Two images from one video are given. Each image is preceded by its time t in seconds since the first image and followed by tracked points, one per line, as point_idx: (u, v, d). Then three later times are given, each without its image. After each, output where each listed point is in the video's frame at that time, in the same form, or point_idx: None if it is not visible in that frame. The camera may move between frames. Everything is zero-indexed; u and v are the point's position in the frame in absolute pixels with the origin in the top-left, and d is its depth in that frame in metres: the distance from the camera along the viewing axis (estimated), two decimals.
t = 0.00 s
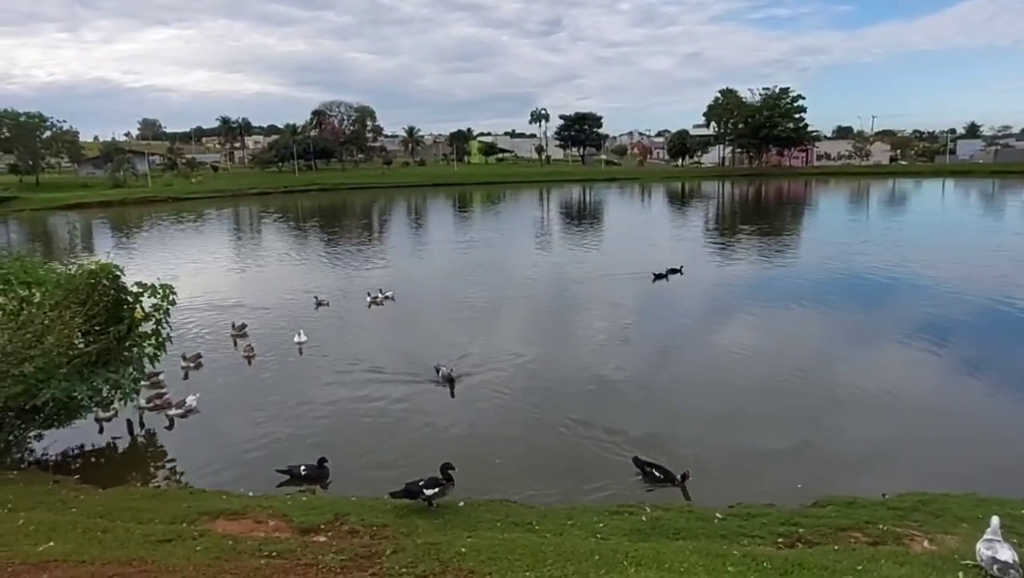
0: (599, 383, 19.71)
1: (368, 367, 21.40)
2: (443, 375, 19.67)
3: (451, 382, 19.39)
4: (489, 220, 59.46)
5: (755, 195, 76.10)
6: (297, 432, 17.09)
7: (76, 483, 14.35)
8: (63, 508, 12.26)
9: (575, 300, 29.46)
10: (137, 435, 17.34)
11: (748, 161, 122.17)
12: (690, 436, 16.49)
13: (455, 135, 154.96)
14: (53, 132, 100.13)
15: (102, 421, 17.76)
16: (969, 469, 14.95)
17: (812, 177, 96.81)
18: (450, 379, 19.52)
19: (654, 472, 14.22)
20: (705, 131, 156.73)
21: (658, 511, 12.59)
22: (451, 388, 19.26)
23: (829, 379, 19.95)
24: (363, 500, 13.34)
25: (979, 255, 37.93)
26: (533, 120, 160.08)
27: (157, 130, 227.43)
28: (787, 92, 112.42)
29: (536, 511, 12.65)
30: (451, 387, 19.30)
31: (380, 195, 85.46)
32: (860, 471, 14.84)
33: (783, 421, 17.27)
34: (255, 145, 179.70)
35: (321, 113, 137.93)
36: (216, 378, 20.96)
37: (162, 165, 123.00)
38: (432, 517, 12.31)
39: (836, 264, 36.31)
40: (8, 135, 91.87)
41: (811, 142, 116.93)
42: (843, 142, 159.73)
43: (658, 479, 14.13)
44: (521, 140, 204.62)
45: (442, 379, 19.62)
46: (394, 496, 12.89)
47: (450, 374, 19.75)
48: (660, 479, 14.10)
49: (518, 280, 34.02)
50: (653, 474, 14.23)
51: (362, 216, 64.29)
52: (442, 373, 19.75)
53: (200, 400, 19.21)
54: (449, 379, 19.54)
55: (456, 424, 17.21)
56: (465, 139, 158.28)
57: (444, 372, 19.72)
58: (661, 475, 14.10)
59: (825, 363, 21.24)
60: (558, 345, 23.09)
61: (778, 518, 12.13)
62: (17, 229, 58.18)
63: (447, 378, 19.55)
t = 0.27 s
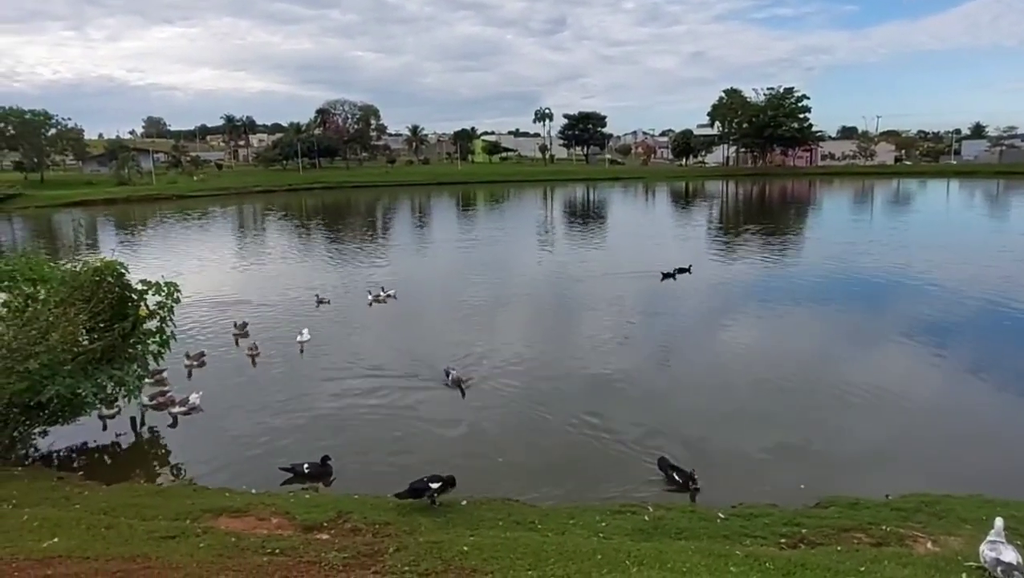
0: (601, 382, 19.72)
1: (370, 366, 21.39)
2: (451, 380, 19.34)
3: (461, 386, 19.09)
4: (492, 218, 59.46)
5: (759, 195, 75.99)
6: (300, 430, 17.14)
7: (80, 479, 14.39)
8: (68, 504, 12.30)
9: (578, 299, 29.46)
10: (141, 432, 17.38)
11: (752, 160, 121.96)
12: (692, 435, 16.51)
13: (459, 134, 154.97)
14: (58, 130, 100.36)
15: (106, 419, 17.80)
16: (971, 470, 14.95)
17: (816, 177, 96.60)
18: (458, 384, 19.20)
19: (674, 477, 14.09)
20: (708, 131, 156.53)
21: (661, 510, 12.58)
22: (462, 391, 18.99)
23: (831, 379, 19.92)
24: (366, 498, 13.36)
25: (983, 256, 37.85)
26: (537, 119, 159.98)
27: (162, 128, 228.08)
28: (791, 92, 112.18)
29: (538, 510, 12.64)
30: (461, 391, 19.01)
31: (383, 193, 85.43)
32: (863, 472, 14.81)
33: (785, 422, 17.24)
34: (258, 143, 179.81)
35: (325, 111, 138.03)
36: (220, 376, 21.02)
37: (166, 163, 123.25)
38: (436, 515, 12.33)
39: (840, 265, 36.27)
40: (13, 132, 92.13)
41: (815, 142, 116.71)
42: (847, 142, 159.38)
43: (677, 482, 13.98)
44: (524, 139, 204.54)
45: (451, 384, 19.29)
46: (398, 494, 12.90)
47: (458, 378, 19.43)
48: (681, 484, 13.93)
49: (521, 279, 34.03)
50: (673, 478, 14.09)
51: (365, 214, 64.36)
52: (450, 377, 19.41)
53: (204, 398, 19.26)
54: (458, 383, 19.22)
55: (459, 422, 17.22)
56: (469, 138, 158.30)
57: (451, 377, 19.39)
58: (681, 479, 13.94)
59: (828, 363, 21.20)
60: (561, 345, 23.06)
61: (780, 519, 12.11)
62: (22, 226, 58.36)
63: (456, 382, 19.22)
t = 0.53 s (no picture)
0: (604, 382, 19.72)
1: (372, 364, 21.38)
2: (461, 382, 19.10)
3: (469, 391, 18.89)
4: (495, 218, 59.46)
5: (763, 196, 75.93)
6: (303, 428, 17.17)
7: (84, 476, 14.42)
8: (71, 500, 12.34)
9: (581, 299, 29.46)
10: (144, 429, 17.41)
11: (756, 161, 121.75)
12: (695, 435, 16.50)
13: (462, 133, 155.00)
14: (63, 127, 100.57)
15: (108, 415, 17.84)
16: (975, 473, 14.90)
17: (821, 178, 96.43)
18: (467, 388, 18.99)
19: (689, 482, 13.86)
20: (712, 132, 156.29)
21: (663, 511, 12.58)
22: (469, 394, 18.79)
23: (835, 380, 19.89)
24: (368, 496, 13.39)
25: (988, 258, 37.73)
26: (541, 119, 159.85)
27: (166, 125, 228.55)
28: (796, 92, 111.93)
29: (541, 509, 12.63)
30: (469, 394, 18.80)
31: (387, 192, 85.38)
32: (866, 473, 14.79)
33: (788, 423, 17.23)
34: (263, 141, 180.00)
35: (329, 110, 138.11)
36: (223, 373, 21.06)
37: (171, 160, 123.45)
38: (438, 513, 12.34)
39: (843, 266, 36.20)
40: (18, 129, 92.41)
41: (820, 143, 116.43)
42: (852, 143, 158.93)
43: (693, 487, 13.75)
44: (528, 138, 204.42)
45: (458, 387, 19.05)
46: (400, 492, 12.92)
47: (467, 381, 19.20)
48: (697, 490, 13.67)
49: (524, 278, 34.05)
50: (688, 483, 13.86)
51: (369, 213, 64.33)
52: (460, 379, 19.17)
53: (207, 395, 19.30)
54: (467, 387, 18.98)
55: (462, 421, 17.23)
56: (473, 137, 158.34)
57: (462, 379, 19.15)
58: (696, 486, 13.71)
59: (832, 365, 21.17)
60: (563, 345, 23.04)
61: (783, 520, 12.11)
62: (27, 222, 58.52)
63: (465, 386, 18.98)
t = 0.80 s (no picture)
0: (606, 382, 19.72)
1: (375, 363, 21.36)
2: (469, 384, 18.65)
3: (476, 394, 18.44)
4: (498, 216, 59.46)
5: (766, 196, 75.78)
6: (306, 426, 17.20)
7: (87, 473, 14.44)
8: (74, 496, 12.37)
9: (584, 298, 29.45)
10: (147, 426, 17.44)
11: (760, 161, 121.53)
12: (698, 435, 16.48)
13: (466, 132, 155.01)
14: (68, 124, 100.77)
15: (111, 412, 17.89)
16: (979, 474, 14.87)
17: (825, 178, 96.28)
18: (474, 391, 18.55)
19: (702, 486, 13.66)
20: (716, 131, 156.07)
21: (665, 510, 12.57)
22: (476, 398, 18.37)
23: (838, 381, 19.85)
24: (370, 494, 13.41)
25: (992, 259, 37.65)
26: (545, 117, 159.75)
27: (170, 123, 228.95)
28: (800, 92, 111.66)
29: (543, 508, 12.63)
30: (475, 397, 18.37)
31: (390, 190, 85.41)
32: (869, 474, 14.76)
33: (792, 423, 17.20)
34: (266, 139, 180.17)
35: (333, 108, 138.17)
36: (226, 371, 21.10)
37: (174, 158, 123.66)
38: (440, 511, 12.35)
39: (847, 266, 36.12)
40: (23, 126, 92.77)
41: (824, 143, 116.18)
42: (857, 143, 158.49)
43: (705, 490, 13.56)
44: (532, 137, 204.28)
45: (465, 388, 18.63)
46: (402, 490, 12.94)
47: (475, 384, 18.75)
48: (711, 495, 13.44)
49: (527, 277, 34.03)
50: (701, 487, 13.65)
51: (372, 211, 64.35)
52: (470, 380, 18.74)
53: (210, 393, 19.34)
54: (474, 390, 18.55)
55: (465, 420, 17.25)
56: (476, 136, 158.32)
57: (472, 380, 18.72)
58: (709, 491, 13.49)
59: (835, 365, 21.14)
60: (565, 344, 23.00)
61: (785, 520, 12.10)
62: (30, 219, 58.63)
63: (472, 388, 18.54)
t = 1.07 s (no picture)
0: (609, 381, 19.71)
1: (377, 361, 21.37)
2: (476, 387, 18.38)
3: (480, 400, 18.11)
4: (501, 216, 59.47)
5: (770, 196, 75.61)
6: (309, 424, 17.21)
7: (91, 470, 14.47)
8: (78, 494, 12.40)
9: (587, 298, 29.45)
10: (150, 424, 17.48)
11: (763, 161, 121.35)
12: (701, 435, 16.47)
13: (469, 131, 155.05)
14: (72, 122, 100.95)
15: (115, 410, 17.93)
16: (983, 476, 14.83)
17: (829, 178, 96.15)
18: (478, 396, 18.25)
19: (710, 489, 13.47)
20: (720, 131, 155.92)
21: (667, 510, 12.57)
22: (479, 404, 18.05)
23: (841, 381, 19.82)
24: (373, 493, 13.43)
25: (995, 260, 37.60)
26: (548, 117, 159.68)
27: (174, 121, 229.36)
28: (804, 92, 111.44)
29: (545, 507, 12.62)
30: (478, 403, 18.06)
31: (393, 189, 85.50)
32: (872, 475, 14.74)
33: (794, 424, 17.18)
34: (270, 137, 180.37)
35: (337, 107, 138.30)
36: (229, 369, 21.13)
37: (178, 156, 123.88)
38: (442, 510, 12.36)
39: (850, 266, 36.07)
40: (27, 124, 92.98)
41: (828, 143, 115.98)
42: (860, 143, 158.15)
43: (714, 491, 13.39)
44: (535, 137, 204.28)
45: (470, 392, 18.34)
46: (405, 489, 12.94)
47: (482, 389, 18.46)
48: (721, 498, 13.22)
49: (529, 276, 34.02)
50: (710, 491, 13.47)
51: (375, 210, 64.42)
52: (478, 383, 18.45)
53: (213, 391, 19.38)
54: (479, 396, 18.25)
55: (468, 419, 17.25)
56: (480, 135, 158.36)
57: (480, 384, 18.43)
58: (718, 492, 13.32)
59: (838, 365, 21.11)
60: (568, 343, 23.00)
61: (788, 521, 12.09)
62: (34, 217, 58.76)
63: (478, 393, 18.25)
